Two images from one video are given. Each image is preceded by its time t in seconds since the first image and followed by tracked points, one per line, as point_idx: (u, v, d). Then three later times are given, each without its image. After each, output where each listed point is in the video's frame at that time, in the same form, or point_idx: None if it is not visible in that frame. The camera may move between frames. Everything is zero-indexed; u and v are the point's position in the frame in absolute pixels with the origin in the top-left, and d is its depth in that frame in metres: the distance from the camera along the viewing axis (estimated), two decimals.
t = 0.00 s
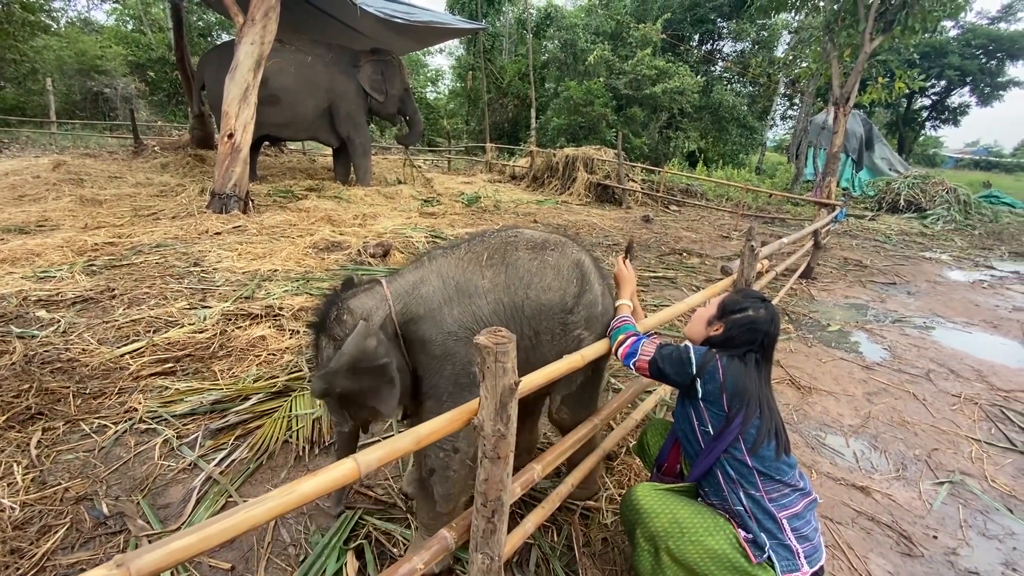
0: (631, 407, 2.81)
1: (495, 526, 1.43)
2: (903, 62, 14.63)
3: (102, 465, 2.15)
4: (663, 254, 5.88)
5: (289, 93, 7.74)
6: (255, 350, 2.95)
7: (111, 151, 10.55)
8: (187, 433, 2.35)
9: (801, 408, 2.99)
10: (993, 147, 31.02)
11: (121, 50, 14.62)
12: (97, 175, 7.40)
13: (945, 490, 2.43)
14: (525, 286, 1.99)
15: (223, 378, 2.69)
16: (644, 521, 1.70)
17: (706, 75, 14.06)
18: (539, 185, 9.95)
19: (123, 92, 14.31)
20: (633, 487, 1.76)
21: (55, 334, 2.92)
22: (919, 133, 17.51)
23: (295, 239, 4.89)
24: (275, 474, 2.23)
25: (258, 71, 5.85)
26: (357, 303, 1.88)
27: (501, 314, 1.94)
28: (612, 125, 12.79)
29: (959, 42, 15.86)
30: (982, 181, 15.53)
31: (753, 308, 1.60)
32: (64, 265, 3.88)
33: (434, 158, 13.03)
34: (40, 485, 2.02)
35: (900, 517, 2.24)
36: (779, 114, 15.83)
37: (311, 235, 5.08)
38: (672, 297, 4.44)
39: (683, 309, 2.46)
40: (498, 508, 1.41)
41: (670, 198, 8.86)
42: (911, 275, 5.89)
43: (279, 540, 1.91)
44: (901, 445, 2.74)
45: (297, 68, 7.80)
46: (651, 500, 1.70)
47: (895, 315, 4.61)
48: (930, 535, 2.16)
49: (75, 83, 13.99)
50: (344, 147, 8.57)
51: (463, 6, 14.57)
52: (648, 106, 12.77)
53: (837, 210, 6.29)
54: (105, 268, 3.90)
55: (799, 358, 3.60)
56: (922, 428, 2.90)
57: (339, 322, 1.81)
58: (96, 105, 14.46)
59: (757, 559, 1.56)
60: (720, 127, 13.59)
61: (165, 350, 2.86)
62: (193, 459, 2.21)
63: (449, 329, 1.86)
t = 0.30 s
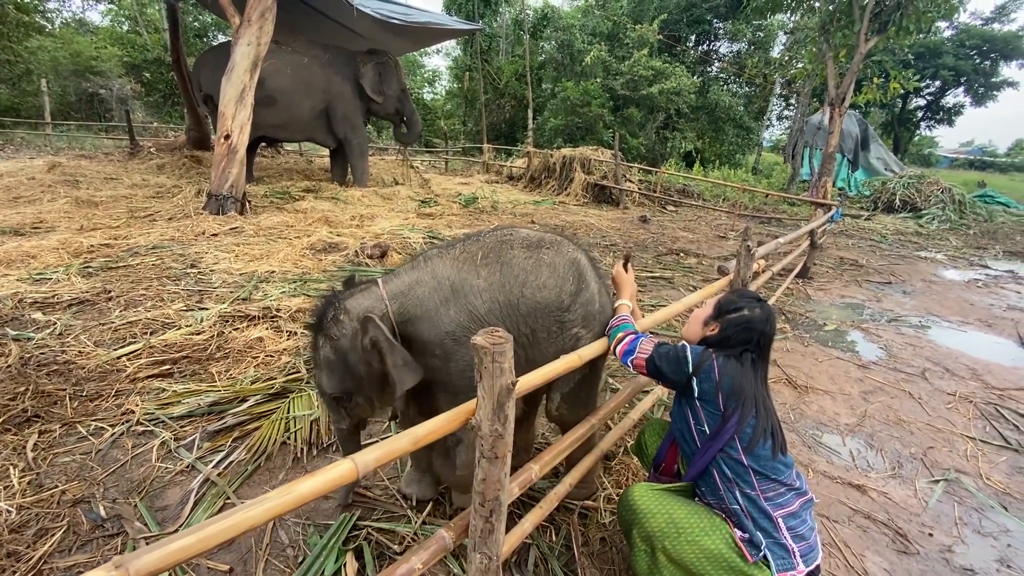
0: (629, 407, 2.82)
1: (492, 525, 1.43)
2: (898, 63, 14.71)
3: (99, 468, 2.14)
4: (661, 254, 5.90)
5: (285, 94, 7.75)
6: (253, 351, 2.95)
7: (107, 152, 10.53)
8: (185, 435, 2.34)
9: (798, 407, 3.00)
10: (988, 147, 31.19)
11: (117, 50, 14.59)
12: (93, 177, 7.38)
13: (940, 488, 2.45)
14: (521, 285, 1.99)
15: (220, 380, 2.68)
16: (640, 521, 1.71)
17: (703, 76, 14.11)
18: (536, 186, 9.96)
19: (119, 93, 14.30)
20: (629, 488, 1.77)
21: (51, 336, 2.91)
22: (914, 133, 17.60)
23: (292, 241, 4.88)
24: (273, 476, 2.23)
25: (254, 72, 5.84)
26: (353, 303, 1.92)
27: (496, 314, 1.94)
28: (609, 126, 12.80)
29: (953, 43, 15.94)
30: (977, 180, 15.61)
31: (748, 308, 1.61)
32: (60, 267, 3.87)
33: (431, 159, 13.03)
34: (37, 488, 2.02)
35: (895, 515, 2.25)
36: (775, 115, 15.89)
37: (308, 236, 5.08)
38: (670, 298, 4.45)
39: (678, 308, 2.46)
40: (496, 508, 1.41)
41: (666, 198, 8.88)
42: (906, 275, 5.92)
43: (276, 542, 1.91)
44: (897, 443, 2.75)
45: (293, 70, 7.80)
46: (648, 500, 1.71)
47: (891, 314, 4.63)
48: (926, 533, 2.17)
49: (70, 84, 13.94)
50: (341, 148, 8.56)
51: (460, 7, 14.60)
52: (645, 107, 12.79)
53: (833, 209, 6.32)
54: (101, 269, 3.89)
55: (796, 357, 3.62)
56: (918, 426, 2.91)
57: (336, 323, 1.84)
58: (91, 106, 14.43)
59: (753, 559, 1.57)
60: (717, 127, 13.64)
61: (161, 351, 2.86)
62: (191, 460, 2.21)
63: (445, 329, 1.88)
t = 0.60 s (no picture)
0: (626, 407, 2.82)
1: (489, 525, 1.43)
2: (893, 63, 14.76)
3: (96, 471, 2.14)
4: (658, 254, 5.91)
5: (282, 96, 7.74)
6: (251, 353, 2.95)
7: (103, 154, 10.51)
8: (182, 437, 2.34)
9: (795, 406, 3.01)
10: (984, 145, 31.31)
11: (113, 52, 14.56)
12: (89, 179, 7.36)
13: (936, 485, 2.46)
14: (521, 287, 2.00)
15: (218, 382, 2.68)
16: (638, 521, 1.71)
17: (699, 76, 14.13)
18: (534, 186, 9.97)
19: (115, 94, 14.26)
20: (626, 488, 1.78)
21: (47, 339, 2.90)
22: (910, 132, 17.65)
23: (289, 242, 4.88)
24: (270, 477, 2.23)
25: (251, 73, 5.84)
26: (356, 306, 1.88)
27: (498, 316, 1.94)
28: (606, 126, 12.83)
29: (948, 42, 16.00)
30: (973, 180, 15.67)
31: (742, 307, 1.62)
32: (56, 270, 3.86)
33: (429, 159, 13.03)
34: (34, 491, 2.01)
35: (892, 513, 2.26)
36: (772, 114, 15.94)
37: (306, 237, 5.07)
38: (667, 298, 4.46)
39: (676, 308, 2.47)
40: (493, 508, 1.41)
41: (664, 198, 8.90)
42: (902, 274, 5.94)
43: (275, 544, 1.91)
44: (893, 441, 2.76)
45: (290, 71, 7.79)
46: (645, 500, 1.72)
47: (887, 313, 4.65)
48: (922, 531, 2.18)
49: (66, 86, 13.91)
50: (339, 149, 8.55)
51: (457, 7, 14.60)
52: (642, 107, 12.83)
53: (830, 209, 6.34)
54: (98, 272, 3.88)
55: (793, 357, 3.63)
56: (914, 424, 2.92)
57: (339, 327, 1.80)
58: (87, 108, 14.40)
59: (750, 557, 1.57)
60: (713, 127, 13.65)
61: (159, 354, 2.85)
62: (189, 463, 2.20)
63: (447, 332, 1.88)
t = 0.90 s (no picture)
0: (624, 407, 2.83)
1: (486, 527, 1.43)
2: (889, 62, 14.80)
3: (93, 474, 2.14)
4: (656, 254, 5.92)
5: (278, 97, 7.73)
6: (248, 355, 2.95)
7: (99, 156, 10.50)
8: (179, 440, 2.34)
9: (792, 405, 3.02)
10: (982, 143, 31.31)
11: (109, 54, 14.55)
12: (85, 181, 7.36)
13: (932, 484, 2.47)
14: (527, 285, 2.01)
15: (215, 385, 2.68)
16: (636, 521, 1.71)
17: (696, 76, 14.13)
18: (531, 187, 9.97)
19: (111, 96, 14.23)
20: (624, 488, 1.78)
21: (43, 343, 2.90)
22: (906, 131, 17.69)
23: (286, 244, 4.87)
24: (268, 480, 2.23)
25: (247, 75, 5.83)
26: (360, 313, 1.83)
27: (506, 314, 1.95)
28: (603, 126, 12.85)
29: (944, 41, 16.02)
30: (969, 178, 15.70)
31: (736, 305, 1.63)
32: (53, 273, 3.85)
33: (426, 160, 13.04)
34: (30, 495, 2.01)
35: (888, 512, 2.27)
36: (769, 113, 15.97)
37: (303, 239, 5.07)
38: (664, 298, 4.46)
39: (673, 305, 2.49)
40: (489, 510, 1.42)
41: (661, 198, 8.90)
42: (899, 272, 5.96)
43: (272, 547, 1.91)
44: (890, 440, 2.77)
45: (287, 73, 7.78)
46: (643, 499, 1.72)
47: (884, 311, 4.66)
48: (918, 529, 2.19)
49: (62, 88, 13.91)
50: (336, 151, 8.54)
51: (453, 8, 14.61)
52: (639, 107, 12.84)
53: (826, 208, 6.35)
54: (94, 275, 3.87)
55: (790, 356, 3.64)
56: (910, 423, 2.93)
57: (346, 334, 1.74)
58: (84, 110, 14.37)
59: (748, 557, 1.57)
60: (710, 127, 13.66)
61: (155, 357, 2.85)
62: (185, 466, 2.20)
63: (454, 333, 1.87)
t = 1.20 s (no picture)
0: (622, 406, 2.83)
1: (485, 528, 1.43)
2: (886, 61, 14.81)
3: (90, 478, 2.13)
4: (654, 254, 5.91)
5: (276, 98, 7.72)
6: (245, 357, 2.94)
7: (96, 159, 10.47)
8: (177, 443, 2.33)
9: (791, 404, 3.02)
10: (979, 141, 31.36)
11: (106, 56, 14.52)
12: (82, 184, 7.34)
13: (931, 481, 2.46)
14: (528, 288, 2.02)
15: (213, 387, 2.67)
16: (637, 521, 1.71)
17: (693, 75, 14.13)
18: (529, 187, 9.96)
19: (108, 98, 14.18)
20: (625, 488, 1.77)
21: (40, 346, 2.89)
22: (903, 129, 17.71)
23: (284, 245, 4.86)
24: (266, 483, 2.22)
25: (244, 76, 5.82)
26: (362, 318, 1.78)
27: (507, 316, 1.95)
28: (601, 126, 12.86)
29: (940, 39, 16.03)
30: (966, 176, 15.73)
31: (731, 304, 1.63)
32: (49, 275, 3.84)
33: (424, 160, 13.03)
34: (27, 500, 2.00)
35: (887, 510, 2.27)
36: (766, 112, 15.98)
37: (300, 240, 5.06)
38: (662, 297, 4.46)
39: (671, 306, 2.49)
40: (488, 511, 1.41)
41: (659, 198, 8.90)
42: (897, 270, 5.96)
43: (271, 548, 1.91)
44: (888, 438, 2.77)
45: (284, 74, 7.77)
46: (643, 499, 1.72)
47: (882, 309, 4.66)
48: (917, 527, 2.19)
49: (58, 91, 13.87)
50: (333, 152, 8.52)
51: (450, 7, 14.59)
52: (636, 106, 12.85)
53: (824, 206, 6.35)
54: (91, 277, 3.86)
55: (788, 354, 3.64)
56: (909, 420, 2.93)
57: (352, 340, 1.69)
58: (81, 112, 14.34)
59: (748, 559, 1.57)
60: (708, 125, 13.67)
61: (152, 360, 2.84)
62: (183, 468, 2.19)
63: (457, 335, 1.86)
